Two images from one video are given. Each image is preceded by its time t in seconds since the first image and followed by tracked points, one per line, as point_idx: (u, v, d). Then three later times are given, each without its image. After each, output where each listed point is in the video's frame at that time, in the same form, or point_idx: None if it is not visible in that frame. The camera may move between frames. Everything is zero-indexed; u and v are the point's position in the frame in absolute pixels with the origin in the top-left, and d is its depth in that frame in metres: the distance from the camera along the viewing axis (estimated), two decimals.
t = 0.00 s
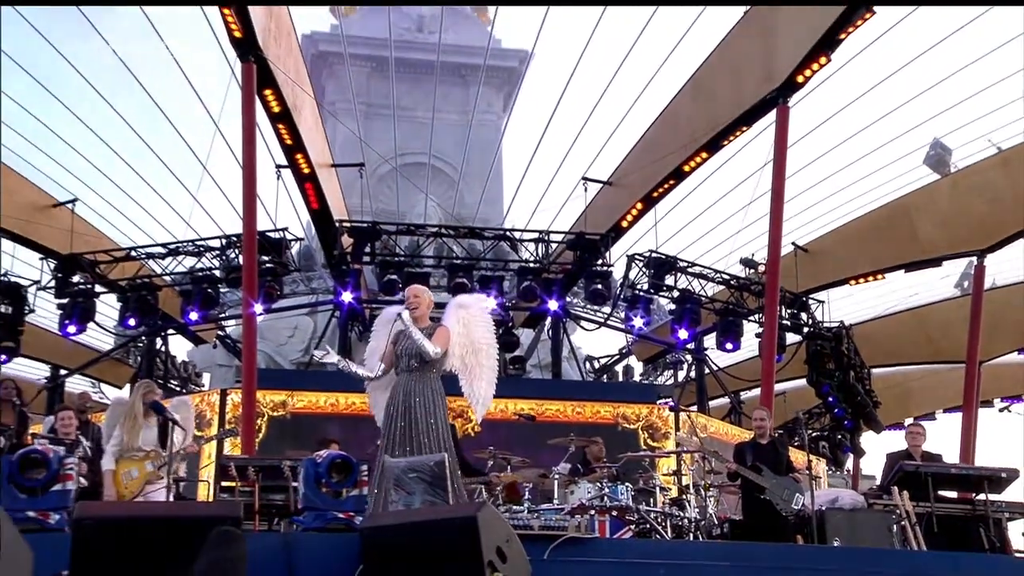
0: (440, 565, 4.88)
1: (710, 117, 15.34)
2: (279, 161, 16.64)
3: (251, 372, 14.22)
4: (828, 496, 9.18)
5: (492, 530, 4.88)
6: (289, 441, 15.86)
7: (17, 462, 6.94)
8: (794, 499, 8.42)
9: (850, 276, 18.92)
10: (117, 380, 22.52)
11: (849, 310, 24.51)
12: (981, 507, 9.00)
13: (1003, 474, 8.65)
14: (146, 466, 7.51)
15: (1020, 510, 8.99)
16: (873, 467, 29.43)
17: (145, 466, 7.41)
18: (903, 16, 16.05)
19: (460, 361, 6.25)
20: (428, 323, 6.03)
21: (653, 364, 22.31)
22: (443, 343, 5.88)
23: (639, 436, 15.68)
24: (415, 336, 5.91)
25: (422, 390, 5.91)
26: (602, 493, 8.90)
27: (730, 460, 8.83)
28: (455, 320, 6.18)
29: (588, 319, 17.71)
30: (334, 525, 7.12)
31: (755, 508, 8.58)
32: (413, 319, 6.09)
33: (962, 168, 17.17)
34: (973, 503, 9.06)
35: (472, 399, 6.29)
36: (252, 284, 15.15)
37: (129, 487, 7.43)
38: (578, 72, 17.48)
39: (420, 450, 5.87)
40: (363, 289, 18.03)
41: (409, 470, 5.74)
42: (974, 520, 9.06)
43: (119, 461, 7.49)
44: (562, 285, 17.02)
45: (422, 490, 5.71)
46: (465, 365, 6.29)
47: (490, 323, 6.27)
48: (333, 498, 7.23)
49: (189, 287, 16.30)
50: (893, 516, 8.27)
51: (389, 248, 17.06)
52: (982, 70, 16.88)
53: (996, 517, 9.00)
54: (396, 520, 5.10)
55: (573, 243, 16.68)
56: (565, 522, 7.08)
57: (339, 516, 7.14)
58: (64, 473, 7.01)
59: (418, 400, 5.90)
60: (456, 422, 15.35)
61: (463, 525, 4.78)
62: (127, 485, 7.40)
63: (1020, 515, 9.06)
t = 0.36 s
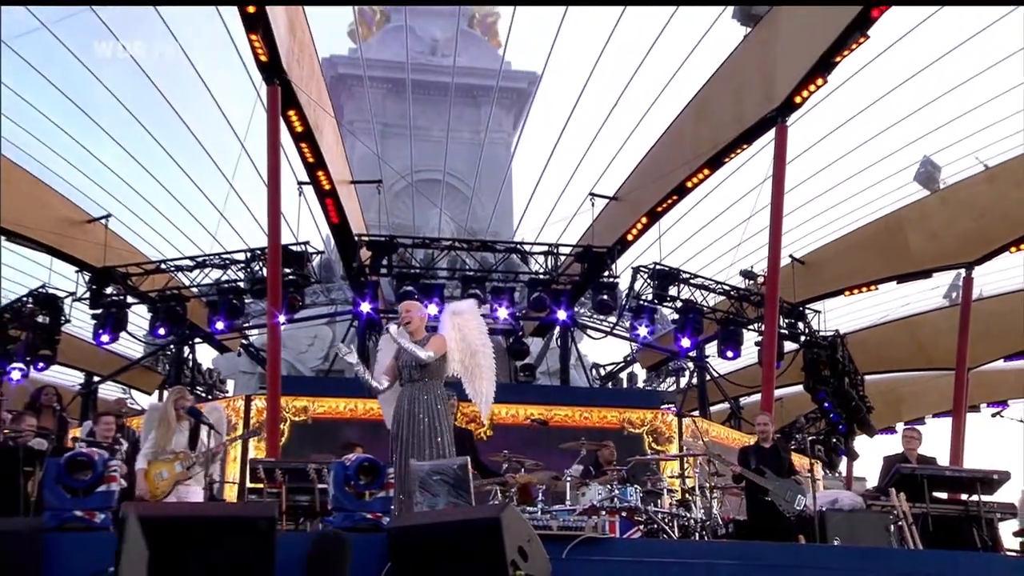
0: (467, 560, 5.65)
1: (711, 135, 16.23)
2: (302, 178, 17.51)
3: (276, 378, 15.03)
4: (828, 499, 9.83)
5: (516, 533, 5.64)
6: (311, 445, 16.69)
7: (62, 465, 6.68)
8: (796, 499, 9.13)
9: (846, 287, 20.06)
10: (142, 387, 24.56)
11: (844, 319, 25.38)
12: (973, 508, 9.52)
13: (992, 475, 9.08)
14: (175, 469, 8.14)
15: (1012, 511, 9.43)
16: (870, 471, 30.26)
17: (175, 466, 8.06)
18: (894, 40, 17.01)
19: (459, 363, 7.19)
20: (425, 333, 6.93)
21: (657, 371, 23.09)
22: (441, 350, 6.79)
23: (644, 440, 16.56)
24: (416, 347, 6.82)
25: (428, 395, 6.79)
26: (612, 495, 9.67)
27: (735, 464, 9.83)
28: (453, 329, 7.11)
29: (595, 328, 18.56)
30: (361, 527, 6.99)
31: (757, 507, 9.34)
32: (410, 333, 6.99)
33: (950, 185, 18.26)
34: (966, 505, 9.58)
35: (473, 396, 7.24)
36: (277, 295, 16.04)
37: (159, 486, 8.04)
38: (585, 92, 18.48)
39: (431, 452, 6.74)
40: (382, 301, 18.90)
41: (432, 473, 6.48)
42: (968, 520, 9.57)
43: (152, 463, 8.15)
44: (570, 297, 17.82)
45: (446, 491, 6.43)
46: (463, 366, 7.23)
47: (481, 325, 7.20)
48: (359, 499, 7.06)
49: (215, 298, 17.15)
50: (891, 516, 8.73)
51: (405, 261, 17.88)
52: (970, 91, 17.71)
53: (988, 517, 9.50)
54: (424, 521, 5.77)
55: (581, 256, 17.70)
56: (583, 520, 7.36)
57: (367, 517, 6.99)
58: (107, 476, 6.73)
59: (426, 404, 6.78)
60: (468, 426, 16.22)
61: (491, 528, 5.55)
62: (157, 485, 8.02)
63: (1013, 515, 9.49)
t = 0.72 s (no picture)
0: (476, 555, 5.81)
1: (707, 147, 17.14)
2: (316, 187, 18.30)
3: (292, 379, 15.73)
4: (822, 494, 10.32)
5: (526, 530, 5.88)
6: (323, 444, 17.49)
7: (96, 459, 6.97)
8: (790, 494, 9.77)
9: (833, 292, 21.07)
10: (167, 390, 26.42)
11: (833, 323, 26.28)
12: (958, 502, 10.19)
13: (976, 470, 9.83)
14: (200, 466, 8.78)
15: (994, 505, 10.16)
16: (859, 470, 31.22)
17: (201, 463, 8.71)
18: (881, 56, 17.88)
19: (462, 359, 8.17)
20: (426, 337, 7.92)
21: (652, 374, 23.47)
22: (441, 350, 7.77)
23: (642, 438, 17.42)
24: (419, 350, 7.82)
25: (432, 392, 7.76)
26: (614, 490, 10.55)
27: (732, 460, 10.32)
28: (453, 331, 8.07)
29: (594, 331, 19.37)
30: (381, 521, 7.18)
31: (755, 503, 10.02)
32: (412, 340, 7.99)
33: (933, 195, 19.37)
34: (951, 498, 10.25)
35: (478, 388, 8.22)
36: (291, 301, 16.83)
37: (186, 482, 8.67)
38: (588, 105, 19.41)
39: (440, 447, 7.69)
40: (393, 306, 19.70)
41: (448, 470, 7.07)
42: (952, 514, 10.24)
43: (178, 459, 8.76)
44: (572, 301, 18.67)
45: (461, 487, 7.05)
46: (466, 362, 8.20)
47: (479, 320, 8.13)
48: (378, 494, 7.19)
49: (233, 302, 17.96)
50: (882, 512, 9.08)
51: (413, 266, 18.70)
52: (953, 105, 18.67)
53: (973, 511, 10.18)
54: (438, 515, 6.03)
55: (582, 262, 18.54)
56: (592, 516, 8.16)
57: (387, 512, 7.18)
58: (140, 470, 7.01)
59: (431, 402, 7.76)
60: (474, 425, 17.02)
61: (505, 525, 5.77)
62: (182, 481, 8.65)
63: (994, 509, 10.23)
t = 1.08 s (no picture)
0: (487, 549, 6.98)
1: (699, 158, 18.09)
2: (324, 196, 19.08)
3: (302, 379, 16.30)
4: (812, 490, 11.16)
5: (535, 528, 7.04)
6: (332, 442, 18.35)
7: (125, 457, 8.09)
8: (781, 491, 10.32)
9: (818, 296, 22.14)
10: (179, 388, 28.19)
11: (819, 326, 27.27)
12: (939, 497, 10.82)
13: (959, 467, 10.58)
14: (220, 463, 8.79)
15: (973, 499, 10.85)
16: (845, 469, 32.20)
17: (221, 460, 8.73)
18: (863, 73, 18.86)
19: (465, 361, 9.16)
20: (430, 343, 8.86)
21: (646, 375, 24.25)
22: (446, 353, 8.73)
23: (637, 437, 18.34)
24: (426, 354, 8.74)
25: (438, 393, 8.62)
26: (613, 487, 11.47)
27: (727, 459, 10.85)
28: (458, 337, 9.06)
29: (591, 334, 20.23)
30: (394, 516, 8.11)
31: (748, 501, 10.61)
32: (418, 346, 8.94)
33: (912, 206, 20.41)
34: (933, 494, 10.85)
35: (481, 388, 9.21)
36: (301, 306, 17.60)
37: (206, 478, 8.70)
38: (586, 115, 20.42)
39: (447, 446, 8.51)
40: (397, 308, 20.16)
41: (459, 468, 8.09)
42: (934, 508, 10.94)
43: (199, 455, 8.80)
44: (570, 305, 19.50)
45: (471, 484, 8.04)
46: (468, 365, 9.20)
47: (479, 326, 9.16)
48: (392, 491, 8.14)
49: (244, 307, 18.71)
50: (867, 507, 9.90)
51: (418, 272, 19.56)
52: (929, 120, 19.66)
53: (953, 505, 10.87)
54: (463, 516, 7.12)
55: (580, 268, 19.34)
56: (596, 513, 9.08)
57: (399, 507, 8.09)
58: (165, 467, 8.06)
59: (438, 402, 8.62)
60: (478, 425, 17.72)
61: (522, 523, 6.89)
62: (202, 477, 8.68)
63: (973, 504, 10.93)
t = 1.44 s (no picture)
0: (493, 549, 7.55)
1: (690, 174, 19.09)
2: (330, 210, 19.86)
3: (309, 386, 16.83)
4: (802, 493, 12.00)
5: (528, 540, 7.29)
6: (338, 446, 19.26)
7: (146, 461, 8.52)
8: (772, 494, 11.08)
9: (805, 307, 23.33)
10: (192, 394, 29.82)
11: (804, 335, 28.19)
12: (922, 501, 11.56)
13: (940, 471, 11.33)
14: (233, 467, 9.56)
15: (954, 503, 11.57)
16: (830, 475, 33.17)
17: (234, 464, 9.50)
18: (844, 96, 19.85)
19: (468, 370, 9.89)
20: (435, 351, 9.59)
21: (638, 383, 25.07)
22: (451, 360, 9.46)
23: (629, 442, 19.29)
24: (432, 361, 9.48)
25: (443, 400, 9.35)
26: (610, 490, 12.13)
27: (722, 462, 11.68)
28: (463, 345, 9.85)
29: (586, 343, 21.07)
30: (404, 518, 8.70)
31: (739, 503, 11.41)
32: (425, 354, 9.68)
33: (894, 221, 21.58)
34: (917, 498, 11.58)
35: (483, 396, 9.92)
36: (308, 317, 18.33)
37: (219, 480, 9.44)
38: (584, 130, 21.47)
39: (452, 452, 9.25)
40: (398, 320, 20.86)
41: (467, 473, 8.88)
42: (918, 512, 11.67)
43: (214, 460, 9.54)
44: (566, 315, 20.31)
45: (479, 488, 8.80)
46: (472, 373, 9.93)
47: (482, 337, 9.88)
48: (403, 495, 8.70)
49: (253, 317, 19.38)
50: (854, 510, 10.65)
51: (420, 283, 20.39)
52: (907, 140, 20.64)
53: (935, 509, 11.62)
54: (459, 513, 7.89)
55: (575, 280, 20.20)
56: (597, 516, 10.79)
57: (410, 510, 8.69)
58: (183, 471, 8.51)
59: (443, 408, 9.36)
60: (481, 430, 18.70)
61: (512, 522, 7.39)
62: (215, 481, 9.42)
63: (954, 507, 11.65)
